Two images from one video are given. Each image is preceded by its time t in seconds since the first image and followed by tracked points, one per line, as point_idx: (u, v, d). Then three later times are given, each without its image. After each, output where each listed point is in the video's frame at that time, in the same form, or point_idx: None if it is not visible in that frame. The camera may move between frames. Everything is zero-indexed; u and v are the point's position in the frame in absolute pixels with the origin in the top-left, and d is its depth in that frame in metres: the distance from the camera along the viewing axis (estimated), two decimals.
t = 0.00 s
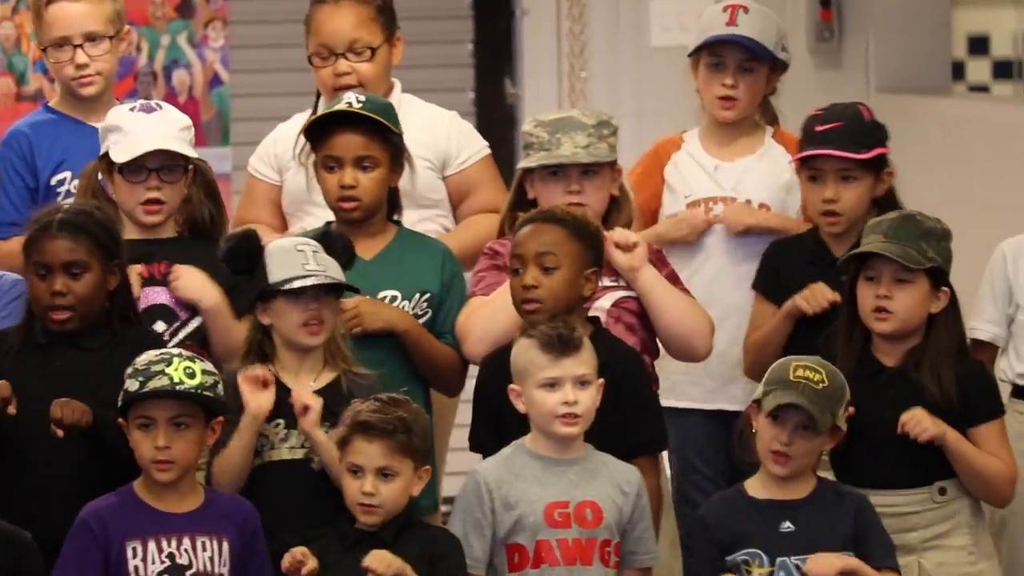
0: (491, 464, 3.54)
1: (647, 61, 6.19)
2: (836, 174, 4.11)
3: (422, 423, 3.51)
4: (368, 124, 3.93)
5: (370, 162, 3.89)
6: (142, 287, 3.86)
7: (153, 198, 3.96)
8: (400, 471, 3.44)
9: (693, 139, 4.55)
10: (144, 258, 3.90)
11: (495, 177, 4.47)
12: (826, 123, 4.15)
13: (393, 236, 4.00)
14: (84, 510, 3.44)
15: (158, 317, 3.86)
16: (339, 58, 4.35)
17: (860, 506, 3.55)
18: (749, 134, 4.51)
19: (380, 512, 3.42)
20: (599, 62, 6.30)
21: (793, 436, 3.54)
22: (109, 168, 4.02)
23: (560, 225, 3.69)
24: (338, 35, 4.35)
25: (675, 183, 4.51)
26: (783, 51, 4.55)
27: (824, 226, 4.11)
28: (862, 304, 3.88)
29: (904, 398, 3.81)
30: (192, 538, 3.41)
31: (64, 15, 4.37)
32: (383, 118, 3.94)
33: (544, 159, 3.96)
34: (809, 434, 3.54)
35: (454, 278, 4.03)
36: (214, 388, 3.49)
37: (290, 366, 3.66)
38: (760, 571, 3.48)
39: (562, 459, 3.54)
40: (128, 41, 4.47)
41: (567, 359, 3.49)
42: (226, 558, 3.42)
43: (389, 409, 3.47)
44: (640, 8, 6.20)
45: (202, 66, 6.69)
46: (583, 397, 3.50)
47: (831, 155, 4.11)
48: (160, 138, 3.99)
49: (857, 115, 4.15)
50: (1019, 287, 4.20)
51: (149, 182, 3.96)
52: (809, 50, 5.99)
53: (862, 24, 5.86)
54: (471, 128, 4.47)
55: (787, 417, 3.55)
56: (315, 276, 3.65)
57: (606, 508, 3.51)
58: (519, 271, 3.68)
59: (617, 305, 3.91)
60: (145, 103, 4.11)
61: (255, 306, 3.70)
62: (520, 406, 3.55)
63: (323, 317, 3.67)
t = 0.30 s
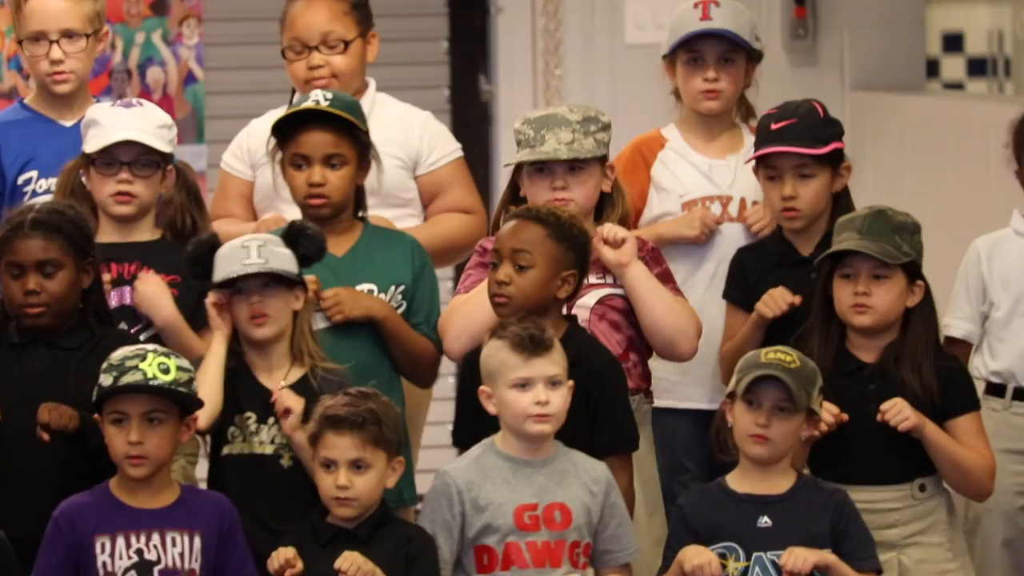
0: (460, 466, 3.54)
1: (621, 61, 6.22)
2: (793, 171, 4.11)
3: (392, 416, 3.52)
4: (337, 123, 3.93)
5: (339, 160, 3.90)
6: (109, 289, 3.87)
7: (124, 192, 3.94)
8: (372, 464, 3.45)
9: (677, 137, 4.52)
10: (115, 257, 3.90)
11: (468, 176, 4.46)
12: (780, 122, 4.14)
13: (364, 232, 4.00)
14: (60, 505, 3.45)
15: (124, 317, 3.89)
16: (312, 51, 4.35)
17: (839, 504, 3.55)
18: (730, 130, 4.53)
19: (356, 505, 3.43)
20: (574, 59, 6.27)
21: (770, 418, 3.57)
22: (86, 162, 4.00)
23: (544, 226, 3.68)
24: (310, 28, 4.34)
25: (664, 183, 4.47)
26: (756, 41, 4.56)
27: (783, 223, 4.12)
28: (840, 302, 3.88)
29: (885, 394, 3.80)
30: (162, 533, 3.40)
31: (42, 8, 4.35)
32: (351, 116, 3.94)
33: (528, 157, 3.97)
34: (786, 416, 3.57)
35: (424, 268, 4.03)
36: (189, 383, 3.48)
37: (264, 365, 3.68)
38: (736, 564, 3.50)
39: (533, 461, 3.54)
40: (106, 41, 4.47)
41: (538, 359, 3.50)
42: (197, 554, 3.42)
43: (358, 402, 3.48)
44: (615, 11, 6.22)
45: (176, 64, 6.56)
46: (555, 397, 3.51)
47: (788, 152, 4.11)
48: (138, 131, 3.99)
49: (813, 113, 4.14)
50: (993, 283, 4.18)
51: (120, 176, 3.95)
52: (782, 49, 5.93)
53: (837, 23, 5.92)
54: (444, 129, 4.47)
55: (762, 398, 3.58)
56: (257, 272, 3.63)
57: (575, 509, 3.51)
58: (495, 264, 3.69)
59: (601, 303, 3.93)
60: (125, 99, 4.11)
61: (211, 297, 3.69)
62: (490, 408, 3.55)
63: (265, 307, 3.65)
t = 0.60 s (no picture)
0: (428, 464, 3.54)
1: (593, 61, 6.22)
2: (772, 167, 4.11)
3: (355, 411, 3.51)
4: (304, 123, 3.91)
5: (306, 160, 3.88)
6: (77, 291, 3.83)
7: (88, 187, 3.90)
8: (338, 459, 3.45)
9: (646, 138, 4.51)
10: (82, 261, 3.87)
11: (438, 178, 4.44)
12: (758, 119, 4.14)
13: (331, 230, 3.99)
14: (27, 506, 3.43)
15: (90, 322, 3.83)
16: (280, 45, 4.32)
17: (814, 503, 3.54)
18: (699, 130, 4.51)
19: (323, 501, 3.41)
20: (546, 57, 6.26)
21: (738, 417, 3.57)
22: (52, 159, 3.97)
23: (523, 223, 3.71)
24: (279, 23, 4.32)
25: (630, 185, 4.45)
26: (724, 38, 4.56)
27: (760, 220, 4.10)
28: (797, 302, 3.85)
29: (843, 395, 3.77)
30: (129, 532, 3.39)
31: (18, 6, 4.36)
32: (318, 117, 3.92)
33: (520, 156, 4.00)
34: (753, 414, 3.57)
35: (392, 263, 4.01)
36: (155, 383, 3.46)
37: (229, 367, 3.66)
38: (708, 565, 3.49)
39: (501, 461, 3.54)
40: (80, 43, 4.46)
41: (506, 358, 3.50)
42: (165, 552, 3.41)
43: (321, 398, 3.47)
44: (586, 11, 6.22)
45: (148, 63, 6.58)
46: (523, 396, 3.50)
47: (768, 148, 4.11)
48: (103, 127, 3.96)
49: (791, 110, 4.15)
50: (964, 284, 4.19)
51: (84, 172, 3.93)
52: (753, 47, 5.95)
53: (806, 21, 5.92)
54: (412, 128, 4.44)
55: (729, 397, 3.59)
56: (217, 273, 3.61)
57: (542, 510, 3.50)
58: (482, 265, 3.69)
59: (588, 303, 3.95)
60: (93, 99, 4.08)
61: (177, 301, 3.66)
62: (459, 408, 3.56)
63: (227, 312, 3.63)
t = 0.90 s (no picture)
0: (399, 466, 3.52)
1: (569, 61, 6.22)
2: (741, 169, 4.11)
3: (322, 411, 3.49)
4: (274, 126, 3.89)
5: (277, 164, 3.86)
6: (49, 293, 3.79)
7: (61, 189, 3.87)
8: (306, 459, 3.43)
9: (620, 139, 4.50)
10: (54, 264, 3.84)
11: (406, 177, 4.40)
12: (727, 120, 4.14)
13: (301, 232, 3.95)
14: None
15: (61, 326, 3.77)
16: (250, 46, 4.29)
17: (790, 506, 3.55)
18: (671, 134, 4.49)
19: (292, 502, 3.40)
20: (519, 59, 6.27)
21: (711, 419, 3.56)
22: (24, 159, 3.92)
23: (499, 223, 3.69)
24: (249, 24, 4.30)
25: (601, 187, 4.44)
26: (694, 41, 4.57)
27: (729, 221, 4.10)
28: (760, 305, 3.82)
29: (804, 398, 3.76)
30: (99, 534, 3.37)
31: None
32: (289, 120, 3.90)
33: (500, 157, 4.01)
34: (725, 416, 3.57)
35: (364, 263, 3.98)
36: (124, 385, 3.43)
37: (199, 370, 3.63)
38: (688, 569, 3.49)
39: (474, 463, 3.52)
40: (54, 44, 4.44)
41: (479, 362, 3.48)
42: (136, 554, 3.38)
43: (287, 398, 3.45)
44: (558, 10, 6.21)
45: (120, 65, 6.53)
46: (495, 399, 3.49)
47: (736, 148, 4.11)
48: (75, 129, 3.92)
49: (758, 113, 4.14)
50: (936, 286, 4.19)
51: (57, 174, 3.89)
52: (725, 50, 5.96)
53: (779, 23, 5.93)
54: (383, 128, 4.40)
55: (701, 400, 3.58)
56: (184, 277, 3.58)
57: (513, 512, 3.49)
58: (462, 268, 3.67)
59: (568, 306, 3.94)
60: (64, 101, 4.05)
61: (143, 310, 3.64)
62: (432, 411, 3.54)
63: (196, 316, 3.60)
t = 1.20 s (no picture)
0: (373, 469, 3.52)
1: (541, 61, 6.22)
2: (716, 168, 4.10)
3: (291, 411, 3.49)
4: (246, 128, 3.88)
5: (249, 165, 3.85)
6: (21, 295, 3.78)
7: (36, 191, 3.85)
8: (278, 459, 3.43)
9: (590, 141, 4.49)
10: (26, 265, 3.82)
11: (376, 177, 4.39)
12: (701, 120, 4.13)
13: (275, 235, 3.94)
14: None
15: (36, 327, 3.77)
16: (220, 48, 4.27)
17: (766, 504, 3.54)
18: (643, 138, 4.48)
19: (263, 503, 3.39)
20: (492, 59, 6.24)
21: (685, 423, 3.57)
22: None
23: (473, 226, 3.69)
24: (218, 26, 4.28)
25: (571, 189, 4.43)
26: (665, 45, 4.53)
27: (705, 221, 4.09)
28: (736, 308, 3.82)
29: (783, 400, 3.75)
30: (70, 536, 3.34)
31: None
32: (261, 121, 3.89)
33: (469, 159, 4.01)
34: (698, 419, 3.57)
35: (336, 264, 3.96)
36: (97, 387, 3.41)
37: (178, 371, 3.60)
38: (663, 569, 3.49)
39: (449, 465, 3.51)
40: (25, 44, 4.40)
41: (451, 361, 3.48)
42: (106, 556, 3.36)
43: (257, 399, 3.45)
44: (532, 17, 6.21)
45: (93, 65, 6.50)
46: (468, 399, 3.48)
47: (711, 147, 4.10)
48: (47, 130, 3.89)
49: (733, 112, 4.14)
50: (909, 286, 4.20)
51: (32, 177, 3.86)
52: (698, 50, 6.03)
53: (753, 25, 5.98)
54: (351, 128, 4.39)
55: (673, 404, 3.58)
56: (166, 279, 3.55)
57: (488, 513, 3.48)
58: (429, 267, 3.67)
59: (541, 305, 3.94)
60: (36, 102, 4.02)
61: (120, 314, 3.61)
62: (405, 412, 3.53)
63: (176, 316, 3.57)
